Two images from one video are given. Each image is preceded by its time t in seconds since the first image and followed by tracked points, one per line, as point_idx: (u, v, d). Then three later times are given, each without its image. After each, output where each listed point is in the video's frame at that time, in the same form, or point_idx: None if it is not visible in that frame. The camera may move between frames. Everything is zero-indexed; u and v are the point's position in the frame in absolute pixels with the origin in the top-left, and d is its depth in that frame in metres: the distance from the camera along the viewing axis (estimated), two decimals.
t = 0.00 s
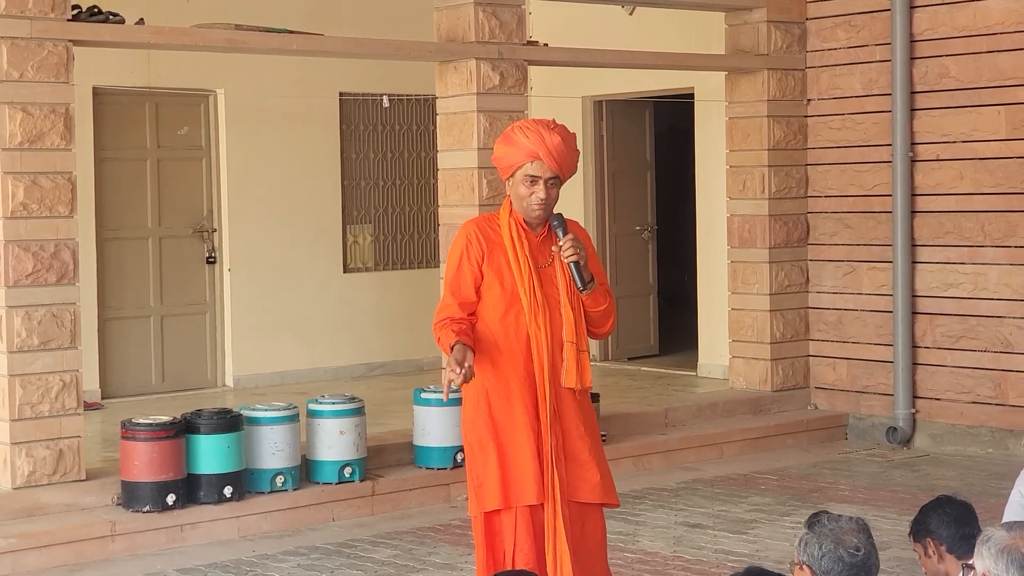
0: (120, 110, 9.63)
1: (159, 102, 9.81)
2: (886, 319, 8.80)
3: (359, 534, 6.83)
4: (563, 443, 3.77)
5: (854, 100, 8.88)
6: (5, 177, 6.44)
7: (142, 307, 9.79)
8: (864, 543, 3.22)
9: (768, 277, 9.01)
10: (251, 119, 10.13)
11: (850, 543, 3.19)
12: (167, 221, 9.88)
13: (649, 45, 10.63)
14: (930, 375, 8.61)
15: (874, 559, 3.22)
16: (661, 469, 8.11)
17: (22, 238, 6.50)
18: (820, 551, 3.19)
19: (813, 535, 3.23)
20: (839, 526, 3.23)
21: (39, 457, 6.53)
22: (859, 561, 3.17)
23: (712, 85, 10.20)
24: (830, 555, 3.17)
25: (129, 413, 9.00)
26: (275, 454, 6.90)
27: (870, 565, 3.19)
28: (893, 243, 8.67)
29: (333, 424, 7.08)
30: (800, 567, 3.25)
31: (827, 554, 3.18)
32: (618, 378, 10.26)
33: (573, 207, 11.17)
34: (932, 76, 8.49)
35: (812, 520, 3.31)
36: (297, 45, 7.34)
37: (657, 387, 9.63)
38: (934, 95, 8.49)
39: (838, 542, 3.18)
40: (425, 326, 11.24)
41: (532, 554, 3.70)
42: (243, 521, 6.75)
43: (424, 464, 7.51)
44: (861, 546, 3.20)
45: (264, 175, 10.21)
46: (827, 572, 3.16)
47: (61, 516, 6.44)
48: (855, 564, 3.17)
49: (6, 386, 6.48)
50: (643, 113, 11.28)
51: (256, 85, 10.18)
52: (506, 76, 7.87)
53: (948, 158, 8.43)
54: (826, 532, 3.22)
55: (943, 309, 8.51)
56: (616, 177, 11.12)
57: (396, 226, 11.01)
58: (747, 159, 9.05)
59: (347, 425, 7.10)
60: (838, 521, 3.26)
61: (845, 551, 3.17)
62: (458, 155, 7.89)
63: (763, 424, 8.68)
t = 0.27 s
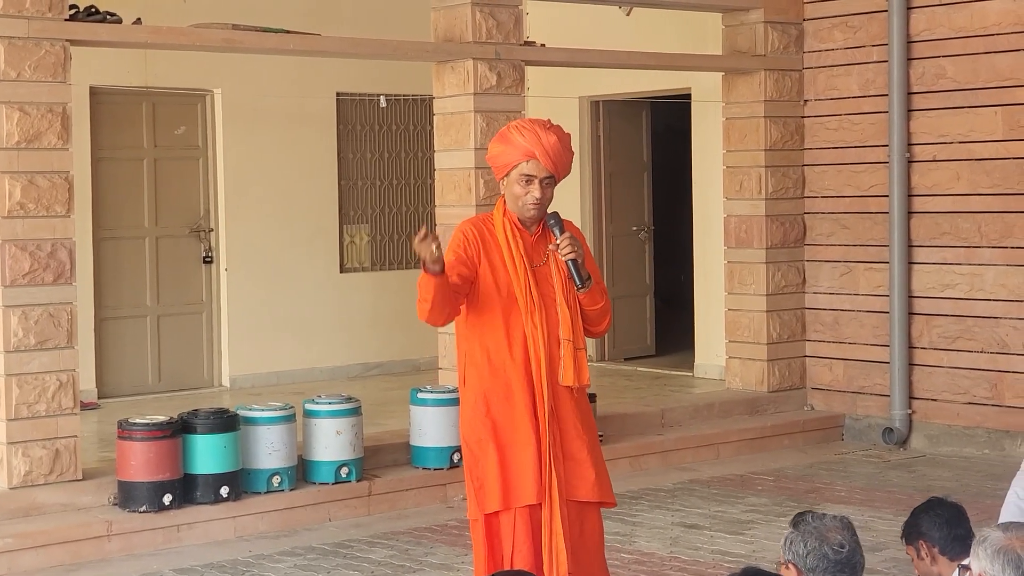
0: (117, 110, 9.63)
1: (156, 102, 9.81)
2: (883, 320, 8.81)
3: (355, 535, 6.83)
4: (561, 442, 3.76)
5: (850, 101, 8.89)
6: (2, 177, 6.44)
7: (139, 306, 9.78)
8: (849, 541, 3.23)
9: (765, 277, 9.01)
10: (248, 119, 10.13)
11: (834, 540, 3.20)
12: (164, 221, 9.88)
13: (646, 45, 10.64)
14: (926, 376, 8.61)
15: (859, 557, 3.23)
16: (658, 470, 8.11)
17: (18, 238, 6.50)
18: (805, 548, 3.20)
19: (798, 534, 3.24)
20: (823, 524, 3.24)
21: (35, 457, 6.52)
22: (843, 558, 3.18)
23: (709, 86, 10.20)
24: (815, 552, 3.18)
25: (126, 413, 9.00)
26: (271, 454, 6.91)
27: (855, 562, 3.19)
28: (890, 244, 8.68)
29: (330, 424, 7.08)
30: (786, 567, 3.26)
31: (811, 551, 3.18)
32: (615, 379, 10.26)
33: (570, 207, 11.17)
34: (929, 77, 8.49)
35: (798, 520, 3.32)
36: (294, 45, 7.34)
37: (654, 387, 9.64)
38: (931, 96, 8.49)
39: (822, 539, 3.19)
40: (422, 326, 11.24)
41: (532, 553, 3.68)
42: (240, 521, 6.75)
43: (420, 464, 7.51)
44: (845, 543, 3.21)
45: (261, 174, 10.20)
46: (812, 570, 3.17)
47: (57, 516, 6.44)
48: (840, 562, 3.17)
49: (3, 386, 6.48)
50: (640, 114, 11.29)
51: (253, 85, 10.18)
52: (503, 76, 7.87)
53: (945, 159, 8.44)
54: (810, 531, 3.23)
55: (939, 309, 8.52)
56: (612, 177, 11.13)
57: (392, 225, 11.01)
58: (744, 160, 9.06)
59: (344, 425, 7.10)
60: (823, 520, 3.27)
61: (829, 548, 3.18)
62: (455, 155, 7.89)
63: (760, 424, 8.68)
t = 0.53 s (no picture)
0: (116, 108, 9.64)
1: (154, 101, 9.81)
2: (879, 322, 8.82)
3: (351, 533, 6.83)
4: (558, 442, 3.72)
5: (848, 103, 8.90)
6: None
7: (136, 304, 9.79)
8: (826, 538, 3.23)
9: (761, 279, 9.02)
10: (246, 119, 10.13)
11: (812, 537, 3.21)
12: (161, 219, 9.89)
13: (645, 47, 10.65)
14: (922, 378, 8.62)
15: (837, 554, 3.23)
16: (654, 470, 8.11)
17: (16, 235, 6.51)
18: (783, 546, 3.20)
19: (776, 533, 3.24)
20: (801, 522, 3.24)
21: (31, 454, 6.53)
22: (821, 555, 3.18)
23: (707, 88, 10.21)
24: (793, 550, 3.18)
25: (123, 411, 9.01)
26: (267, 452, 6.91)
27: (833, 558, 3.19)
28: (886, 245, 8.69)
29: (326, 422, 7.08)
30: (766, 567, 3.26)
31: (790, 549, 3.19)
32: (611, 379, 10.27)
33: (567, 208, 11.18)
34: (927, 80, 8.50)
35: (776, 520, 3.33)
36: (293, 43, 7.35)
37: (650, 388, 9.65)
38: (928, 98, 8.50)
39: (800, 537, 3.20)
40: (419, 325, 11.24)
41: (528, 552, 3.65)
42: (236, 519, 6.75)
43: (416, 463, 7.51)
44: (823, 540, 3.21)
45: (259, 173, 10.21)
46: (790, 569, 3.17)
47: (53, 513, 6.44)
48: (817, 559, 3.18)
49: None
50: (638, 115, 11.30)
51: (251, 84, 10.19)
52: (501, 76, 7.88)
53: (942, 161, 8.45)
54: (788, 529, 3.23)
55: (936, 311, 8.53)
56: (610, 177, 11.14)
57: (389, 225, 11.02)
58: (741, 161, 9.08)
59: (340, 424, 7.10)
60: (800, 519, 3.28)
61: (807, 545, 3.19)
62: (453, 155, 7.90)
63: (756, 425, 8.69)
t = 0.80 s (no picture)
0: (115, 107, 9.65)
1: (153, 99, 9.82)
2: (876, 327, 8.83)
3: (346, 535, 6.83)
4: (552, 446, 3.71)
5: (846, 108, 8.90)
6: None
7: (133, 303, 9.80)
8: (805, 541, 3.19)
9: (759, 283, 9.02)
10: (245, 118, 10.12)
11: (790, 542, 3.16)
12: (159, 218, 9.89)
13: (644, 49, 10.64)
14: (918, 384, 8.62)
15: (816, 557, 3.20)
16: (649, 474, 8.11)
17: (14, 233, 6.51)
18: (762, 553, 3.16)
19: (754, 539, 3.19)
20: (778, 526, 3.19)
21: (27, 453, 6.53)
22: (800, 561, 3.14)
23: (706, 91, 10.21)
24: (772, 556, 3.14)
25: (119, 409, 9.01)
26: (263, 453, 6.90)
27: (811, 562, 3.16)
28: (884, 251, 8.69)
29: (322, 423, 7.08)
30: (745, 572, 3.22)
31: (769, 556, 3.15)
32: (608, 382, 10.27)
33: (566, 210, 11.18)
34: (925, 85, 8.50)
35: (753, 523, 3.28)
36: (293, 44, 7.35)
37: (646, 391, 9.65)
38: (927, 104, 8.50)
39: (778, 542, 3.15)
40: (416, 326, 11.24)
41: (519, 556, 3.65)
42: (231, 519, 6.75)
43: (412, 465, 7.51)
44: (801, 544, 3.17)
45: (257, 173, 10.21)
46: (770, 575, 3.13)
47: (48, 512, 6.44)
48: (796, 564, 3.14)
49: None
50: (636, 118, 11.31)
51: (250, 83, 10.19)
52: (500, 78, 7.88)
53: (940, 167, 8.45)
54: (766, 534, 3.18)
55: (933, 317, 8.53)
56: (607, 180, 11.14)
57: (387, 226, 11.02)
58: (739, 165, 9.08)
59: (336, 425, 7.10)
60: (778, 522, 3.23)
61: (786, 550, 3.14)
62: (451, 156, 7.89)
63: (752, 430, 8.69)
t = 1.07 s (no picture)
0: (114, 104, 9.65)
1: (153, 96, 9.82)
2: (873, 331, 8.83)
3: (342, 534, 6.83)
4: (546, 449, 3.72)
5: (846, 111, 8.90)
6: None
7: (131, 300, 9.79)
8: (799, 543, 3.19)
9: (756, 286, 9.02)
10: (244, 116, 10.12)
11: (783, 545, 3.16)
12: (157, 216, 9.89)
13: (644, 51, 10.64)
14: (915, 388, 8.62)
15: (811, 558, 3.19)
16: (645, 475, 8.11)
17: (12, 229, 6.50)
18: (756, 557, 3.16)
19: (748, 543, 3.19)
20: (772, 530, 3.19)
21: (24, 449, 6.53)
22: (794, 563, 3.14)
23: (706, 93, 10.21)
24: (765, 560, 3.14)
25: (116, 407, 9.01)
26: (259, 451, 6.90)
27: (806, 564, 3.16)
28: (882, 255, 8.69)
29: (318, 422, 7.08)
30: None
31: (763, 560, 3.15)
32: (604, 383, 10.27)
33: (564, 211, 11.18)
34: (925, 89, 8.51)
35: (748, 527, 3.27)
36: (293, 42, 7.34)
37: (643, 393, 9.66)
38: (926, 108, 8.51)
39: (772, 545, 3.15)
40: (414, 326, 11.24)
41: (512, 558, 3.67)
42: (227, 517, 6.75)
43: (408, 465, 7.51)
44: (795, 546, 3.17)
45: (255, 172, 10.21)
46: None
47: (45, 508, 6.44)
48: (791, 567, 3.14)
49: None
50: (635, 119, 11.31)
51: (250, 81, 10.18)
52: (500, 78, 7.88)
53: (938, 171, 8.45)
54: (760, 538, 3.18)
55: (930, 321, 8.53)
56: (606, 181, 11.14)
57: (385, 226, 11.02)
58: (738, 167, 9.09)
59: (332, 424, 7.10)
60: (772, 526, 3.23)
61: (780, 554, 3.14)
62: (450, 156, 7.89)
63: (748, 432, 8.69)
